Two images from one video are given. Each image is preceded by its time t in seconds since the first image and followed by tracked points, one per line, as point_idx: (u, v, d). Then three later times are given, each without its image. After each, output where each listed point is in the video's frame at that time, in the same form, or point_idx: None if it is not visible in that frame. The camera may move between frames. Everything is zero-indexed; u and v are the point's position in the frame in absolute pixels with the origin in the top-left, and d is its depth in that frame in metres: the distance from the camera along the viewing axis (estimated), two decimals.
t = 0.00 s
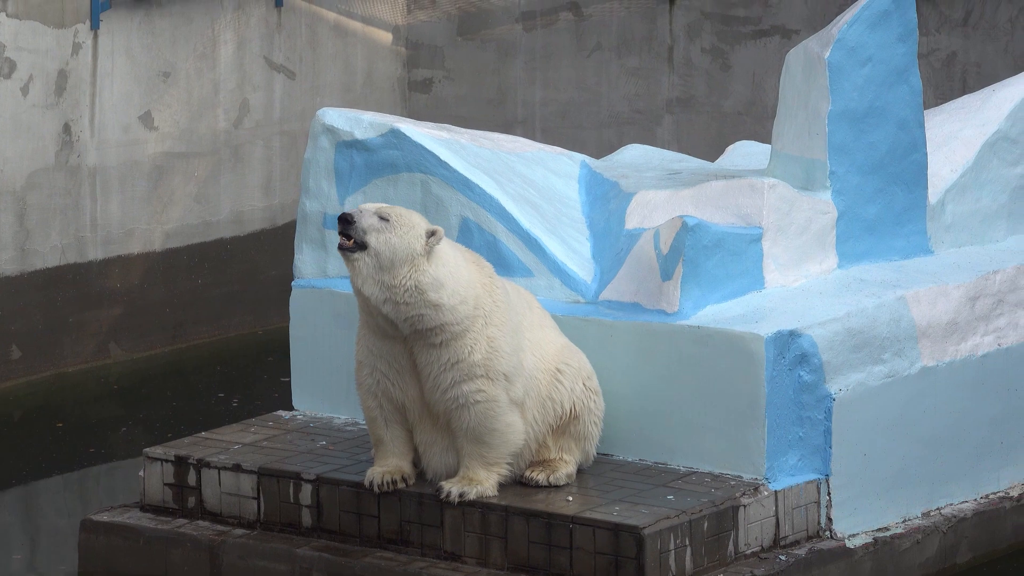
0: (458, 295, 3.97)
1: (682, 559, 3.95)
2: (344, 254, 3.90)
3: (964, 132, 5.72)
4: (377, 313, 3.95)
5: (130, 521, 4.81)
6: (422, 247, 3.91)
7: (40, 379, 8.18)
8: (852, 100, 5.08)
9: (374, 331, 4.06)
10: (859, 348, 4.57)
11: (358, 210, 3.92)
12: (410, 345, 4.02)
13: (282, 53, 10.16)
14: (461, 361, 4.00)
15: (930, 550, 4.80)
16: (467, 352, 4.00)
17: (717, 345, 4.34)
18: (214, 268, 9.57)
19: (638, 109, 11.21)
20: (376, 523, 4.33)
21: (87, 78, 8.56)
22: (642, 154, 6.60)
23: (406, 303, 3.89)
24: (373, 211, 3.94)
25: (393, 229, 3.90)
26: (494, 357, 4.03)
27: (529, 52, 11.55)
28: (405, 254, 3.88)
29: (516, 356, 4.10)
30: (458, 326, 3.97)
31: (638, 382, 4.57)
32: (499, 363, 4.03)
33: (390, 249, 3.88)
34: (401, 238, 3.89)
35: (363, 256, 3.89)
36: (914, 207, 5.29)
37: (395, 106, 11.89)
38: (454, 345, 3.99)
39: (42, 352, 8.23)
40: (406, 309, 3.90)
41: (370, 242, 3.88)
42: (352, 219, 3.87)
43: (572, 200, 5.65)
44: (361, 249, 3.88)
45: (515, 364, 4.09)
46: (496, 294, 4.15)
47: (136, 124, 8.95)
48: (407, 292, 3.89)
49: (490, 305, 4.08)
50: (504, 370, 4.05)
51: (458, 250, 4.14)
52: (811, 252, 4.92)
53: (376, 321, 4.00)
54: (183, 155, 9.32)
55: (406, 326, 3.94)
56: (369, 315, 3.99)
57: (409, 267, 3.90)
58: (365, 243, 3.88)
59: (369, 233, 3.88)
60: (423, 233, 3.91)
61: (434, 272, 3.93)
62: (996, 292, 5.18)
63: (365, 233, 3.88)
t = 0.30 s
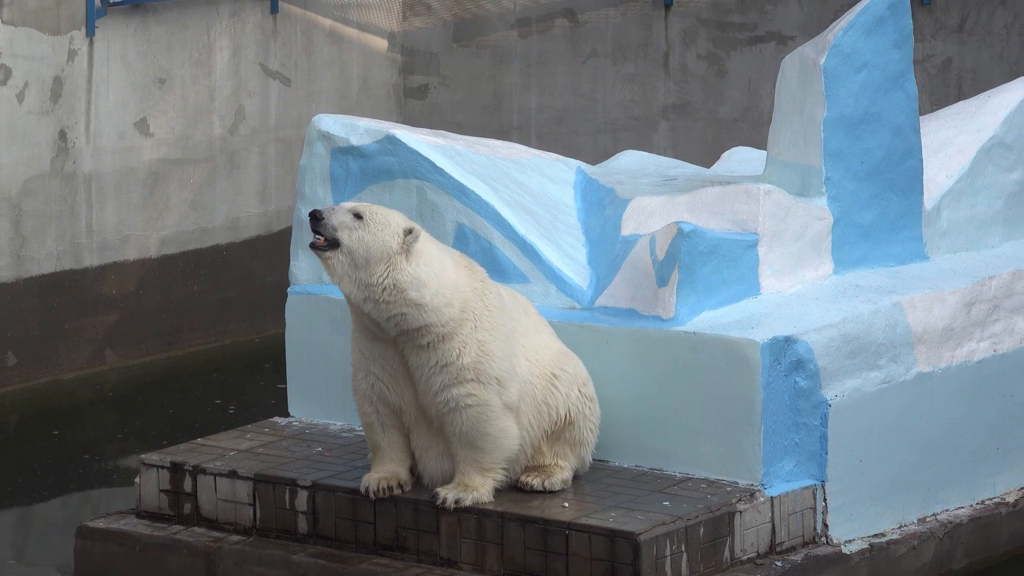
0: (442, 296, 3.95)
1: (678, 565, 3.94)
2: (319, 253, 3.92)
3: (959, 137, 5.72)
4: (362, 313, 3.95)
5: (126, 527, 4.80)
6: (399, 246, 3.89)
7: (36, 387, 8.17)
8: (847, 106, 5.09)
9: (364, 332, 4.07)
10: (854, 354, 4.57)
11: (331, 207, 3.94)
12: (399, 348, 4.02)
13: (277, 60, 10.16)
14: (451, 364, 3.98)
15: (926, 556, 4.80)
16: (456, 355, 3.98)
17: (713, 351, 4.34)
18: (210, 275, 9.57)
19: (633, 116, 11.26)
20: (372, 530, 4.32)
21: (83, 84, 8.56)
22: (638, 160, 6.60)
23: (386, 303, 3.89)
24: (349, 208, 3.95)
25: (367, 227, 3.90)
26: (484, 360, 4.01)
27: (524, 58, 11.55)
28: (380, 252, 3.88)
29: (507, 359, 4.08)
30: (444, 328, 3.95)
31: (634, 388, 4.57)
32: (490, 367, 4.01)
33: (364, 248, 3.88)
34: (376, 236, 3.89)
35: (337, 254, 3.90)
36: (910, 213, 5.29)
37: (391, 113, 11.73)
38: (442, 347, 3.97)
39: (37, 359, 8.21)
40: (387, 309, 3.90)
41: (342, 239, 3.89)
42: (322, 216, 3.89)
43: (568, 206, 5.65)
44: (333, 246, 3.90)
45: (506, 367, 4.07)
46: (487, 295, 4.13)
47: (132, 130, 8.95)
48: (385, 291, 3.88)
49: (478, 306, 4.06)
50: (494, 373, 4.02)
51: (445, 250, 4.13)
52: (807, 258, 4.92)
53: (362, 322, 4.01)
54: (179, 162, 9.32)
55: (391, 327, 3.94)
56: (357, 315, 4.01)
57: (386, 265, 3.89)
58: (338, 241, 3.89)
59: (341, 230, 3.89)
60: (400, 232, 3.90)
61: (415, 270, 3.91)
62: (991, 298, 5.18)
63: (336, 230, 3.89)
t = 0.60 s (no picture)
0: (429, 300, 3.93)
1: (675, 571, 3.94)
2: (296, 271, 3.95)
3: (956, 142, 5.73)
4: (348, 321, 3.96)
5: (123, 532, 4.79)
6: (375, 254, 3.89)
7: (33, 392, 8.16)
8: (844, 111, 5.09)
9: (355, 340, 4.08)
10: (851, 359, 4.57)
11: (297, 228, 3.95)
12: (391, 353, 4.01)
13: (274, 65, 10.17)
14: (444, 367, 3.97)
15: (923, 561, 4.80)
16: (448, 358, 3.96)
17: (710, 356, 4.33)
18: (207, 280, 9.56)
19: (630, 120, 11.27)
20: (369, 535, 4.31)
21: (80, 89, 8.56)
22: (635, 165, 6.59)
23: (370, 311, 3.89)
24: (321, 222, 3.96)
25: (339, 238, 3.91)
26: (477, 363, 3.99)
27: (521, 63, 11.54)
28: (357, 262, 3.88)
29: (500, 362, 4.06)
30: (434, 332, 3.94)
31: (630, 393, 4.56)
32: (483, 370, 3.99)
33: (338, 260, 3.89)
34: (350, 245, 3.89)
35: (313, 268, 3.92)
36: (906, 218, 5.29)
37: (388, 118, 11.70)
38: (434, 350, 3.96)
39: (34, 364, 8.20)
40: (372, 315, 3.90)
41: (314, 255, 3.92)
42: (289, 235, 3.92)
43: (565, 211, 5.65)
44: (305, 263, 3.92)
45: (500, 370, 4.04)
46: (479, 298, 4.11)
47: (129, 135, 8.95)
48: (367, 299, 3.89)
49: (469, 310, 4.04)
50: (487, 377, 4.00)
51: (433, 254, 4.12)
52: (803, 263, 4.92)
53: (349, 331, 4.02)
54: (176, 167, 9.31)
55: (378, 334, 3.94)
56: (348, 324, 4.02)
57: (363, 275, 3.89)
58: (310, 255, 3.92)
59: (311, 246, 3.92)
60: (376, 240, 3.89)
61: (397, 276, 3.90)
62: (989, 303, 5.18)
63: (306, 247, 3.92)
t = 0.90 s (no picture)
0: (409, 314, 3.92)
1: None
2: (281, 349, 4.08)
3: (955, 149, 5.74)
4: (335, 345, 4.00)
5: (121, 537, 4.78)
6: (333, 297, 3.92)
7: (32, 396, 8.16)
8: (843, 117, 5.09)
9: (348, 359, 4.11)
10: (850, 365, 4.57)
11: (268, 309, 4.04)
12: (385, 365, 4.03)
13: (274, 70, 10.18)
14: (439, 373, 3.96)
15: (922, 567, 4.79)
16: (443, 364, 3.95)
17: (710, 362, 4.33)
18: (206, 285, 9.56)
19: (630, 126, 11.28)
20: (368, 540, 4.31)
21: (79, 94, 8.56)
22: (635, 171, 6.60)
23: (353, 344, 3.94)
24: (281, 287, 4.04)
25: (297, 296, 3.97)
26: (473, 367, 3.97)
27: (521, 69, 11.57)
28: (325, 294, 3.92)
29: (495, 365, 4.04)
30: (424, 340, 3.94)
31: (630, 398, 4.56)
32: (480, 375, 3.97)
33: (305, 314, 3.96)
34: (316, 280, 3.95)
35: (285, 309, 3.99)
36: (906, 224, 5.30)
37: (387, 124, 11.71)
38: (428, 358, 3.95)
39: (33, 369, 8.20)
40: (355, 336, 3.93)
41: (284, 327, 4.01)
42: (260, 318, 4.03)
43: (564, 217, 5.65)
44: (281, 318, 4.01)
45: (497, 373, 4.02)
46: (471, 302, 4.09)
47: (128, 140, 8.95)
48: (344, 335, 3.94)
49: (460, 315, 4.02)
50: (483, 381, 3.98)
51: (419, 265, 4.11)
52: (803, 269, 4.92)
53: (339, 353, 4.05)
54: (175, 172, 9.32)
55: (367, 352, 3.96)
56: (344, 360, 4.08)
57: (330, 319, 3.94)
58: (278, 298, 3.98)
59: (278, 320, 4.02)
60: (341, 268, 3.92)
61: (375, 294, 3.92)
62: (988, 309, 5.19)
63: (274, 321, 4.02)
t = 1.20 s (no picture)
0: (393, 316, 3.95)
1: None
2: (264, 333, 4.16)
3: (958, 150, 5.73)
4: (327, 348, 4.05)
5: (125, 538, 4.78)
6: (315, 295, 3.99)
7: (35, 396, 8.16)
8: (847, 118, 5.09)
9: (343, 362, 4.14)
10: (854, 366, 4.57)
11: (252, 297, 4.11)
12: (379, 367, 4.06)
13: (277, 71, 10.18)
14: (432, 374, 3.97)
15: (925, 568, 4.79)
16: (434, 365, 3.96)
17: (713, 363, 4.33)
18: (210, 286, 9.56)
19: (633, 127, 11.28)
20: (371, 540, 4.31)
21: (82, 95, 8.56)
22: (638, 172, 6.60)
23: (337, 343, 4.00)
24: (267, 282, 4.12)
25: (281, 292, 4.05)
26: (465, 368, 3.97)
27: (524, 70, 11.57)
28: (309, 298, 3.99)
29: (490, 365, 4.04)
30: (413, 341, 3.96)
31: (633, 399, 4.56)
32: (473, 375, 3.97)
33: (288, 311, 4.03)
34: (300, 284, 4.02)
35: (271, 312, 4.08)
36: (909, 226, 5.29)
37: (391, 124, 11.74)
38: (419, 359, 3.97)
39: (37, 369, 8.21)
40: (343, 337, 3.98)
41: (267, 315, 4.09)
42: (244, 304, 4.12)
43: (567, 218, 5.65)
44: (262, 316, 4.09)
45: (492, 372, 4.02)
46: (465, 303, 4.10)
47: (132, 141, 8.95)
48: (327, 333, 4.00)
49: (451, 316, 4.03)
50: (476, 381, 3.98)
51: (412, 268, 4.14)
52: (806, 270, 4.92)
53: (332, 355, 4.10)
54: (179, 173, 9.32)
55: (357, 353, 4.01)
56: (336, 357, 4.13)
57: (312, 317, 4.00)
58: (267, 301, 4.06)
59: (261, 307, 4.09)
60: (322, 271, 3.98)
61: (361, 296, 3.96)
62: (991, 310, 5.18)
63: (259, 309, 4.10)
